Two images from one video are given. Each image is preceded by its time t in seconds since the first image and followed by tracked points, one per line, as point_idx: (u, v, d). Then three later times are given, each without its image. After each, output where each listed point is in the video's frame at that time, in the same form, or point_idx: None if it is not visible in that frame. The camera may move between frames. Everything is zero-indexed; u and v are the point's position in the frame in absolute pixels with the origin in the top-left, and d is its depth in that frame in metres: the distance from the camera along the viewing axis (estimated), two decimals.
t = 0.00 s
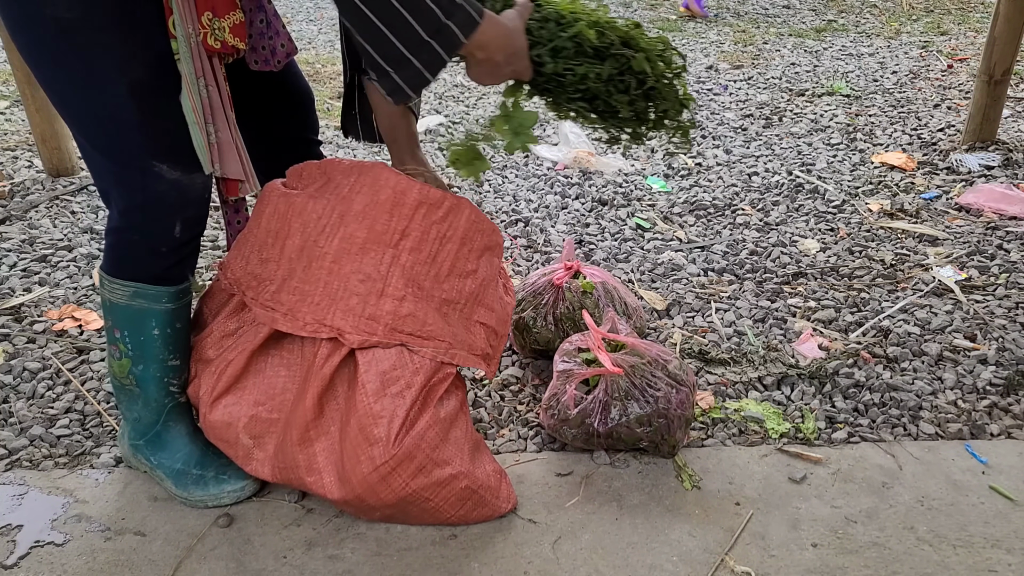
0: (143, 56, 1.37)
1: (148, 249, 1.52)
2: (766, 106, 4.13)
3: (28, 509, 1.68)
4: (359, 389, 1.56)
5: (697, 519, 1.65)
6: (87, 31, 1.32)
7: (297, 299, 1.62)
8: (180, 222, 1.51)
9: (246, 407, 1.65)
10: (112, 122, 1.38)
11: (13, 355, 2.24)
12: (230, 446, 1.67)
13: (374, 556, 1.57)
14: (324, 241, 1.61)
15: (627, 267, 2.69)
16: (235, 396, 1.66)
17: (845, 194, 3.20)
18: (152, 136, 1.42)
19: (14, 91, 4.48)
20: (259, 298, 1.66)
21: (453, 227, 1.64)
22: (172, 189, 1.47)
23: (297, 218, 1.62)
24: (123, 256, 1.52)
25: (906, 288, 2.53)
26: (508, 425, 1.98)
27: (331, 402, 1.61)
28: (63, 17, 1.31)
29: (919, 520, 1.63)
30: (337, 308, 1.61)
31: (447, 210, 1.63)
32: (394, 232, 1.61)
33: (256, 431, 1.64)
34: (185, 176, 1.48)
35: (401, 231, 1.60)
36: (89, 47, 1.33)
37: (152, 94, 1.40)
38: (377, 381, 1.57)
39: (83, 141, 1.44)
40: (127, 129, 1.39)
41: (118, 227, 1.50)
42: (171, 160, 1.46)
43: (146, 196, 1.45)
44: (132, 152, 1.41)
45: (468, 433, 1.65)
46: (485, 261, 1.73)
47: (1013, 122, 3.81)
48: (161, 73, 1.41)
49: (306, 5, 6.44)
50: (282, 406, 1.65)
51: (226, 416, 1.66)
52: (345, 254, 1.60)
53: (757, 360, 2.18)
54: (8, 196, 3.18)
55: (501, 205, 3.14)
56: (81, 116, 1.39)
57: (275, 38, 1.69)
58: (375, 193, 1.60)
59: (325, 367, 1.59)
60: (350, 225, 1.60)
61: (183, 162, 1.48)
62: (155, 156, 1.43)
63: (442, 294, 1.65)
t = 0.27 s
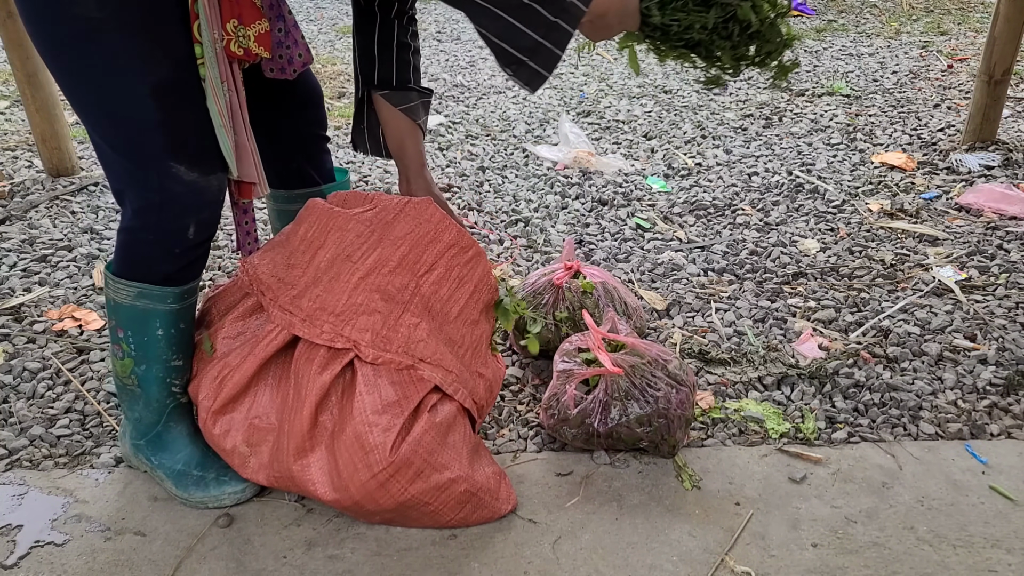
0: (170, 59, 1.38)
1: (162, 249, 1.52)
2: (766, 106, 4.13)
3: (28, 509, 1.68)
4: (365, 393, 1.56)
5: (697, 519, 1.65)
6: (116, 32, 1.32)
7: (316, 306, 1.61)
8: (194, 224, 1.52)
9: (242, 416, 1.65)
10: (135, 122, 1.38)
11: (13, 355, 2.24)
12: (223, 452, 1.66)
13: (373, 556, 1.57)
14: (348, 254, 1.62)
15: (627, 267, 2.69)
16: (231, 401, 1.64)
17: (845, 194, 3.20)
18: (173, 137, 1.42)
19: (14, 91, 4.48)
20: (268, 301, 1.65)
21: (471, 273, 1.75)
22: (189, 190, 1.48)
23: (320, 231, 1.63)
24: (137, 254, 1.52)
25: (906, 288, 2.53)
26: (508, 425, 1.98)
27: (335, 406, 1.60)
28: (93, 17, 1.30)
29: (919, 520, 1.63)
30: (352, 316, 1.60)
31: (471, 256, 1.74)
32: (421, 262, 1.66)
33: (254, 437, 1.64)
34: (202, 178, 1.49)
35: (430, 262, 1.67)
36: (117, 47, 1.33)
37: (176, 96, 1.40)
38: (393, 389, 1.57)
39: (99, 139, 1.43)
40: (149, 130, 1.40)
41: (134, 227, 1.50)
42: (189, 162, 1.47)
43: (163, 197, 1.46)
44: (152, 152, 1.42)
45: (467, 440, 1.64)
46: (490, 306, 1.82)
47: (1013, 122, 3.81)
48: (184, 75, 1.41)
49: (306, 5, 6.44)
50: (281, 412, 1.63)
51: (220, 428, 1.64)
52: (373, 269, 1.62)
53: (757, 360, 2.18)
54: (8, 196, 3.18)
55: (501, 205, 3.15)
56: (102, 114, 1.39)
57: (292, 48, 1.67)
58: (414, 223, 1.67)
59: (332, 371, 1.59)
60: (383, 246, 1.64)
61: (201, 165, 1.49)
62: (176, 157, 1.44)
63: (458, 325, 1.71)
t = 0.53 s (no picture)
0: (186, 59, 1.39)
1: (185, 254, 1.53)
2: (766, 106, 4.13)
3: (28, 509, 1.68)
4: (365, 392, 1.56)
5: (697, 519, 1.65)
6: (135, 37, 1.34)
7: (317, 305, 1.61)
8: (217, 229, 1.52)
9: (242, 417, 1.65)
10: (156, 125, 1.40)
11: (13, 355, 2.24)
12: (224, 453, 1.66)
13: (373, 556, 1.57)
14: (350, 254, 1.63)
15: (627, 267, 2.69)
16: (231, 401, 1.64)
17: (845, 194, 3.20)
18: (194, 139, 1.43)
19: (14, 91, 4.48)
20: (268, 301, 1.66)
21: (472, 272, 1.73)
22: (212, 194, 1.48)
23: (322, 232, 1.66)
24: (159, 258, 1.53)
25: (906, 288, 2.53)
26: (508, 425, 1.98)
27: (334, 406, 1.60)
28: (110, 22, 1.33)
29: (919, 520, 1.63)
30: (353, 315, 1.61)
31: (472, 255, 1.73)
32: (421, 262, 1.66)
33: (255, 438, 1.64)
34: (226, 181, 1.50)
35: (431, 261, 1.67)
36: (137, 51, 1.35)
37: (194, 97, 1.42)
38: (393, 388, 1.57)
39: (122, 149, 1.45)
40: (169, 133, 1.41)
41: (154, 232, 1.50)
42: (212, 165, 1.47)
43: (187, 201, 1.46)
44: (174, 155, 1.42)
45: (466, 440, 1.64)
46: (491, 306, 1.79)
47: (1013, 122, 3.81)
48: (201, 77, 1.43)
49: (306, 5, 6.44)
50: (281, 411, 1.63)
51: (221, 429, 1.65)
52: (375, 269, 1.63)
53: (757, 360, 2.18)
54: (8, 196, 3.18)
55: (501, 205, 3.15)
56: (124, 122, 1.40)
57: (305, 64, 1.70)
58: (415, 224, 1.68)
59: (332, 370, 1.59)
60: (382, 248, 1.65)
61: (223, 168, 1.49)
62: (198, 160, 1.45)
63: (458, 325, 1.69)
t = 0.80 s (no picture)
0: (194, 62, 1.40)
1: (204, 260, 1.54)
2: (766, 106, 4.13)
3: (28, 509, 1.68)
4: (366, 391, 1.57)
5: (697, 519, 1.65)
6: (143, 47, 1.34)
7: (317, 306, 1.61)
8: (237, 233, 1.54)
9: (242, 417, 1.66)
10: (170, 133, 1.40)
11: (13, 355, 2.24)
12: (224, 453, 1.66)
13: (373, 556, 1.57)
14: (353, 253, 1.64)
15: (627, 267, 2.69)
16: (232, 401, 1.65)
17: (845, 194, 3.20)
18: (210, 143, 1.44)
19: (14, 91, 4.48)
20: (267, 301, 1.66)
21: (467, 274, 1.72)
22: (229, 197, 1.49)
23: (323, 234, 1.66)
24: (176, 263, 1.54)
25: (906, 288, 2.53)
26: (508, 425, 1.98)
27: (334, 405, 1.60)
28: (117, 35, 1.33)
29: (919, 520, 1.63)
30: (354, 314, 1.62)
31: (473, 254, 1.72)
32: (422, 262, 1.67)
33: (255, 438, 1.65)
34: (244, 184, 1.51)
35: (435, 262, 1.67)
36: (146, 62, 1.35)
37: (205, 101, 1.43)
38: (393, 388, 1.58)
39: (136, 162, 1.45)
40: (185, 140, 1.41)
41: (172, 241, 1.50)
42: (228, 169, 1.48)
43: (208, 207, 1.47)
44: (192, 162, 1.43)
45: (466, 441, 1.64)
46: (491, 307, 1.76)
47: (1013, 122, 3.81)
48: (208, 81, 1.43)
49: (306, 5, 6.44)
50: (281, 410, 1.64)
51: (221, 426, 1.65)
52: (376, 270, 1.64)
53: (757, 360, 2.19)
54: (8, 196, 3.18)
55: (501, 205, 3.15)
56: (137, 133, 1.40)
57: (292, 98, 1.73)
58: (415, 225, 1.68)
59: (331, 370, 1.59)
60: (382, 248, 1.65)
61: (240, 171, 1.50)
62: (214, 164, 1.45)
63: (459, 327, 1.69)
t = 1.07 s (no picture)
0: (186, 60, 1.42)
1: (203, 261, 1.53)
2: (766, 106, 4.13)
3: (28, 509, 1.68)
4: (365, 393, 1.56)
5: (697, 519, 1.65)
6: (134, 47, 1.36)
7: (315, 306, 1.61)
8: (235, 232, 1.53)
9: (242, 418, 1.66)
10: (164, 131, 1.40)
11: (13, 355, 2.24)
12: (223, 454, 1.66)
13: (373, 556, 1.57)
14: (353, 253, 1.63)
15: (627, 267, 2.69)
16: (231, 401, 1.65)
17: (845, 194, 3.20)
18: (205, 140, 1.43)
19: (13, 91, 4.48)
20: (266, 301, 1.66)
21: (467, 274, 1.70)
22: (228, 196, 1.47)
23: (322, 232, 1.65)
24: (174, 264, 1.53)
25: (906, 288, 2.53)
26: (508, 425, 1.98)
27: (333, 405, 1.60)
28: (106, 36, 1.34)
29: (919, 520, 1.63)
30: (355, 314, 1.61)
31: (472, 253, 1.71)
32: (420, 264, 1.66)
33: (254, 439, 1.64)
34: (241, 182, 1.49)
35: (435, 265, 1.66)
36: (138, 61, 1.37)
37: (199, 99, 1.43)
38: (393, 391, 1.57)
39: (134, 165, 1.44)
40: (180, 138, 1.41)
41: (171, 241, 1.50)
42: (226, 167, 1.46)
43: (205, 206, 1.46)
44: (188, 160, 1.42)
45: (465, 442, 1.64)
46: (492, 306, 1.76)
47: (1013, 122, 3.81)
48: (201, 79, 1.44)
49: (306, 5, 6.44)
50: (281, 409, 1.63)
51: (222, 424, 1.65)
52: (376, 270, 1.63)
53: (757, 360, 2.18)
54: (8, 196, 3.18)
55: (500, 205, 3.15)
56: (133, 135, 1.40)
57: (278, 108, 1.75)
58: (414, 224, 1.67)
59: (331, 370, 1.59)
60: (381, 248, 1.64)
61: (237, 170, 1.49)
62: (210, 162, 1.44)
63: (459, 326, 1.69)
